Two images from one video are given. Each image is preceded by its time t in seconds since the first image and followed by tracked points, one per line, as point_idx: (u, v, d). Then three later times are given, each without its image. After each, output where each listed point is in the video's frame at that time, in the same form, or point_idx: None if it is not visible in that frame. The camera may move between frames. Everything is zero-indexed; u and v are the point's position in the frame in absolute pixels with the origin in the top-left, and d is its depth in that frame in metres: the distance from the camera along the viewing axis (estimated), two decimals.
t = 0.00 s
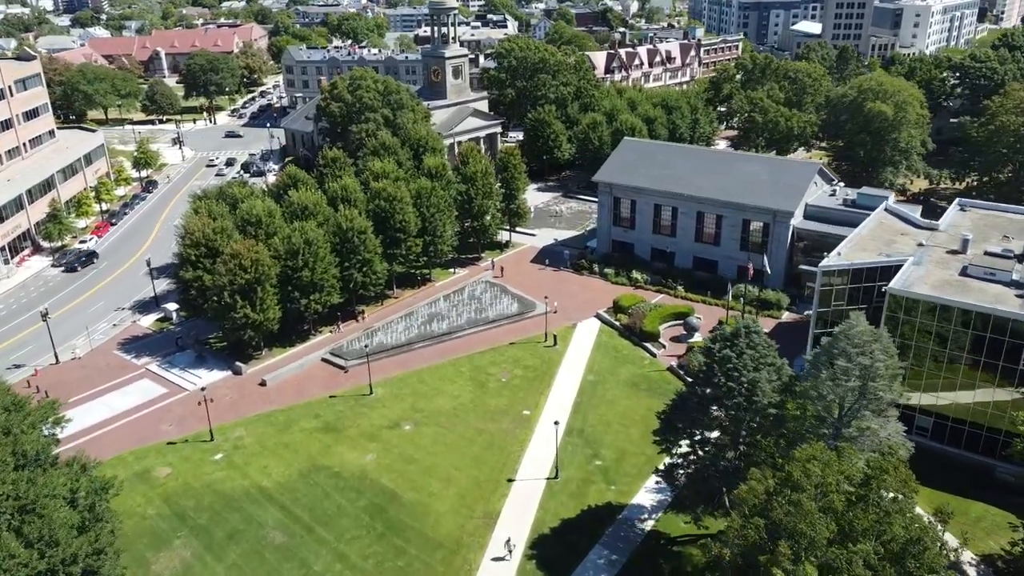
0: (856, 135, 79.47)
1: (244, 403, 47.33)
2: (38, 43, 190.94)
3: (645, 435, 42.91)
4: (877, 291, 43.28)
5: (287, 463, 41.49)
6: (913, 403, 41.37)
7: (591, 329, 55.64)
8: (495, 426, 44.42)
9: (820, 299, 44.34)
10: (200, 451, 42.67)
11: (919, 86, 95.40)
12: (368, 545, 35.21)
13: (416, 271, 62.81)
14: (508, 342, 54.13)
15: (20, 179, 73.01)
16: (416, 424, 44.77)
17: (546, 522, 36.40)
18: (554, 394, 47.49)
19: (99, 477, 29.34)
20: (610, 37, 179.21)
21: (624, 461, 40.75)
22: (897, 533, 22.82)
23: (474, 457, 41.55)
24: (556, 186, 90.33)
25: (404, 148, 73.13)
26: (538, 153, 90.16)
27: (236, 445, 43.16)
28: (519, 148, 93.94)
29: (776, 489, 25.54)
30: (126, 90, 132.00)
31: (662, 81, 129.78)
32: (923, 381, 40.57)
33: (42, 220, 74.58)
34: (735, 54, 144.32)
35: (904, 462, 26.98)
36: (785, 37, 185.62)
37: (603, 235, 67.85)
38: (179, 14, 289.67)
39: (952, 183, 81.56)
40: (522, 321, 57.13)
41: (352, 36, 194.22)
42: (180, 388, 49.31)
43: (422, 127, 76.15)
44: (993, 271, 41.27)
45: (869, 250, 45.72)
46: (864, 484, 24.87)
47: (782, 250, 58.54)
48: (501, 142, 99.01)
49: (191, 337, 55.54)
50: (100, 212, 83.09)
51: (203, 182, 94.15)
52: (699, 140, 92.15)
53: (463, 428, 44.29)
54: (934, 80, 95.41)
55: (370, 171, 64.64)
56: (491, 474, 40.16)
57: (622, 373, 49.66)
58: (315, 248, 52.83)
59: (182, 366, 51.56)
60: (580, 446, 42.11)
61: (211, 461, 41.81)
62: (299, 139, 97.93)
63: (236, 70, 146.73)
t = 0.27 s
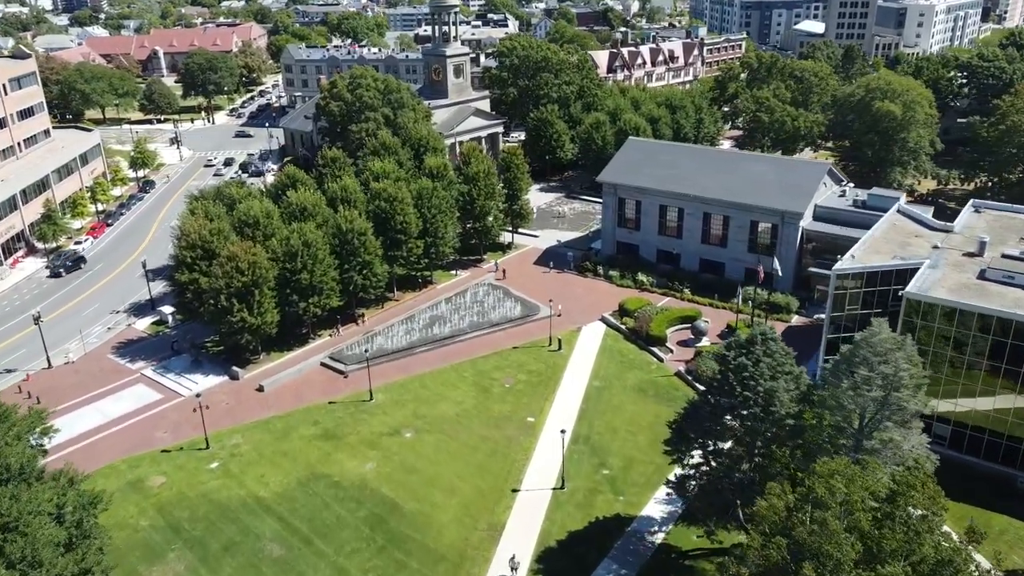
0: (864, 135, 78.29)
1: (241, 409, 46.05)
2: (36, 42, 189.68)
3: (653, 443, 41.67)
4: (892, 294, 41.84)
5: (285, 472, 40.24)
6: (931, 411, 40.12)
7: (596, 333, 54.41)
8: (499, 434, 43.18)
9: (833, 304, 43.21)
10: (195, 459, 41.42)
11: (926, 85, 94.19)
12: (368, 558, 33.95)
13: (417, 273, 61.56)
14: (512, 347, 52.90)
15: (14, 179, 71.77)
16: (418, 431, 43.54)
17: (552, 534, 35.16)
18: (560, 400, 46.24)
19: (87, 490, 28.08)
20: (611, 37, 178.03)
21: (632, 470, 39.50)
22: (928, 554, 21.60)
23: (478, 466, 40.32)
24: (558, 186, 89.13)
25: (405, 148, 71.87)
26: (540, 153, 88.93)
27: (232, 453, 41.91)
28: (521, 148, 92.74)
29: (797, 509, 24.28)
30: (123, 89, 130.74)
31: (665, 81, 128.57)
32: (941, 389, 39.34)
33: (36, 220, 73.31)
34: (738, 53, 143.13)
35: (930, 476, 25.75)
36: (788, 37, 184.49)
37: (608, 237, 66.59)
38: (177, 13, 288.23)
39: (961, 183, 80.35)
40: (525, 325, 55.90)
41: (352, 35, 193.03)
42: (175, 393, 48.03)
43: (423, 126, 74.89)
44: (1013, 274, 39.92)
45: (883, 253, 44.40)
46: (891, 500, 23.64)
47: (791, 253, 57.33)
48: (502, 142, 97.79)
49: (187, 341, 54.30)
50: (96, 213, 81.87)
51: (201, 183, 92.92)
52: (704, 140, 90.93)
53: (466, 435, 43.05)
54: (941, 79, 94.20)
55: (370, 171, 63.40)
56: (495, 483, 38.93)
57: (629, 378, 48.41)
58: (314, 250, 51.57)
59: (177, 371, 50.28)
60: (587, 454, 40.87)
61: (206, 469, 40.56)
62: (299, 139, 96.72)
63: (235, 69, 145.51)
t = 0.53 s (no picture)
0: (872, 134, 77.07)
1: (237, 416, 44.80)
2: (34, 41, 188.42)
3: (663, 452, 40.41)
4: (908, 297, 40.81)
5: (282, 481, 38.97)
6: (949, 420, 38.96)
7: (601, 337, 53.16)
8: (503, 442, 41.92)
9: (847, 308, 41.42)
10: (190, 468, 40.17)
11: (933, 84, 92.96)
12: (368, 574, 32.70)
13: (418, 276, 60.31)
14: (515, 351, 51.64)
15: (8, 179, 70.52)
16: (419, 439, 42.27)
17: (559, 548, 33.91)
18: (565, 407, 44.99)
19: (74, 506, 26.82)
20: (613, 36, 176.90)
21: (641, 481, 38.24)
22: None
23: (482, 476, 39.05)
24: (561, 186, 87.92)
25: (406, 148, 70.62)
26: (543, 153, 87.69)
27: (227, 462, 40.64)
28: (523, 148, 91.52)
29: (820, 528, 23.06)
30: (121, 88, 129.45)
31: (668, 80, 127.36)
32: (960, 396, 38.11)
33: (30, 221, 72.06)
34: (741, 53, 141.93)
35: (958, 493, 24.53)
36: (791, 36, 183.39)
37: (612, 238, 65.33)
38: (176, 12, 286.82)
39: (970, 183, 79.13)
40: (529, 329, 54.64)
41: (352, 35, 191.84)
42: (170, 399, 46.76)
43: (424, 126, 73.66)
44: None
45: (898, 256, 43.26)
46: (919, 519, 22.44)
47: (800, 255, 56.09)
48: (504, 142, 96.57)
49: (182, 345, 53.04)
50: (92, 214, 80.65)
51: (198, 183, 91.72)
52: (708, 140, 89.69)
53: (469, 444, 41.78)
54: (949, 78, 92.97)
55: (370, 171, 62.14)
56: (499, 494, 37.67)
57: (636, 384, 47.14)
58: (313, 252, 50.31)
59: (172, 376, 49.01)
60: (594, 463, 39.60)
61: (201, 479, 39.29)
62: (298, 138, 95.49)
63: (234, 68, 144.24)
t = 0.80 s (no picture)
0: (880, 134, 75.84)
1: (232, 423, 43.55)
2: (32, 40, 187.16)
3: (671, 461, 39.14)
4: (924, 303, 39.37)
5: (278, 492, 37.67)
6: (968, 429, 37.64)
7: (606, 341, 51.90)
8: (506, 450, 40.64)
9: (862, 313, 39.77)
10: (183, 478, 38.90)
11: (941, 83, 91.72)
12: None
13: (418, 278, 59.08)
14: (518, 356, 50.36)
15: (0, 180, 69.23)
16: (420, 448, 40.99)
17: (566, 562, 32.66)
18: (570, 414, 43.73)
19: (58, 524, 25.51)
20: (614, 36, 175.71)
21: (649, 491, 36.97)
22: None
23: (485, 486, 37.77)
24: (563, 187, 86.71)
25: (406, 147, 69.36)
26: (545, 153, 86.49)
27: (222, 472, 39.36)
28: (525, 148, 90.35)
29: (844, 549, 21.97)
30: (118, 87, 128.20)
31: (671, 80, 126.16)
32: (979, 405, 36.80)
33: (23, 222, 70.80)
34: (744, 52, 140.77)
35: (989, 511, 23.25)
36: (793, 36, 182.23)
37: (617, 240, 64.05)
38: (174, 11, 285.31)
39: (979, 184, 77.91)
40: (532, 333, 53.36)
41: (352, 34, 190.62)
42: (163, 406, 45.47)
43: (424, 125, 72.41)
44: None
45: (913, 260, 41.89)
46: (950, 541, 21.19)
47: (809, 257, 54.87)
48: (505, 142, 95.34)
49: (177, 349, 51.76)
50: (87, 215, 79.42)
51: (196, 183, 90.47)
52: (713, 140, 88.47)
53: (471, 452, 40.51)
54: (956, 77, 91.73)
55: (369, 172, 60.89)
56: (503, 505, 36.41)
57: (642, 390, 45.88)
58: (311, 254, 49.03)
59: (166, 382, 47.71)
60: (601, 473, 38.32)
61: (194, 490, 38.00)
62: (296, 138, 94.27)
63: (233, 67, 142.99)
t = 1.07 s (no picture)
0: (887, 135, 74.64)
1: (227, 432, 42.29)
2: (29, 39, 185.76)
3: (680, 471, 37.89)
4: (942, 308, 38.09)
5: (274, 503, 36.42)
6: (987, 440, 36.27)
7: (611, 346, 50.65)
8: (509, 460, 39.38)
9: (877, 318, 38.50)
10: (175, 488, 37.64)
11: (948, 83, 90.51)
12: None
13: (418, 281, 57.85)
14: (521, 361, 49.11)
15: None
16: (421, 457, 39.74)
17: None
18: (575, 421, 42.47)
19: (41, 542, 24.28)
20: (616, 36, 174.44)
21: (658, 503, 35.69)
22: None
23: (487, 497, 36.51)
24: (565, 187, 85.50)
25: (406, 147, 68.11)
26: (547, 153, 85.27)
27: (216, 482, 38.10)
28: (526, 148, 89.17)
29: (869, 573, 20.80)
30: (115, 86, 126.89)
31: (673, 79, 124.93)
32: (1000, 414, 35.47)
33: (16, 223, 69.55)
34: (747, 52, 139.53)
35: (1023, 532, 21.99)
36: (796, 35, 180.95)
37: (621, 242, 62.79)
38: (173, 11, 283.97)
39: (989, 185, 76.72)
40: (535, 337, 52.11)
41: (351, 33, 189.32)
42: (156, 414, 44.20)
43: (424, 125, 71.17)
44: None
45: (928, 263, 40.66)
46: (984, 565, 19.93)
47: (818, 260, 53.62)
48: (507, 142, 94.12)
49: (171, 354, 50.49)
50: (81, 215, 78.17)
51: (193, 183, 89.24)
52: (717, 140, 87.26)
53: (473, 462, 39.25)
54: (964, 76, 90.46)
55: (369, 173, 59.63)
56: (507, 518, 35.15)
57: (649, 397, 44.61)
58: (308, 257, 47.77)
59: (159, 388, 46.45)
60: (608, 484, 37.07)
61: (187, 501, 36.75)
62: (295, 138, 93.05)
63: (231, 66, 141.68)
